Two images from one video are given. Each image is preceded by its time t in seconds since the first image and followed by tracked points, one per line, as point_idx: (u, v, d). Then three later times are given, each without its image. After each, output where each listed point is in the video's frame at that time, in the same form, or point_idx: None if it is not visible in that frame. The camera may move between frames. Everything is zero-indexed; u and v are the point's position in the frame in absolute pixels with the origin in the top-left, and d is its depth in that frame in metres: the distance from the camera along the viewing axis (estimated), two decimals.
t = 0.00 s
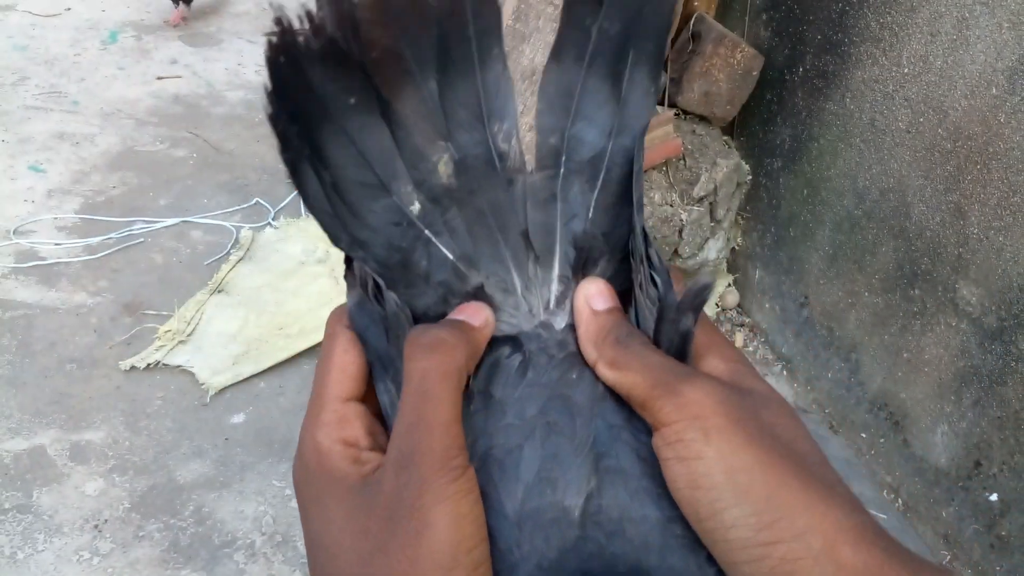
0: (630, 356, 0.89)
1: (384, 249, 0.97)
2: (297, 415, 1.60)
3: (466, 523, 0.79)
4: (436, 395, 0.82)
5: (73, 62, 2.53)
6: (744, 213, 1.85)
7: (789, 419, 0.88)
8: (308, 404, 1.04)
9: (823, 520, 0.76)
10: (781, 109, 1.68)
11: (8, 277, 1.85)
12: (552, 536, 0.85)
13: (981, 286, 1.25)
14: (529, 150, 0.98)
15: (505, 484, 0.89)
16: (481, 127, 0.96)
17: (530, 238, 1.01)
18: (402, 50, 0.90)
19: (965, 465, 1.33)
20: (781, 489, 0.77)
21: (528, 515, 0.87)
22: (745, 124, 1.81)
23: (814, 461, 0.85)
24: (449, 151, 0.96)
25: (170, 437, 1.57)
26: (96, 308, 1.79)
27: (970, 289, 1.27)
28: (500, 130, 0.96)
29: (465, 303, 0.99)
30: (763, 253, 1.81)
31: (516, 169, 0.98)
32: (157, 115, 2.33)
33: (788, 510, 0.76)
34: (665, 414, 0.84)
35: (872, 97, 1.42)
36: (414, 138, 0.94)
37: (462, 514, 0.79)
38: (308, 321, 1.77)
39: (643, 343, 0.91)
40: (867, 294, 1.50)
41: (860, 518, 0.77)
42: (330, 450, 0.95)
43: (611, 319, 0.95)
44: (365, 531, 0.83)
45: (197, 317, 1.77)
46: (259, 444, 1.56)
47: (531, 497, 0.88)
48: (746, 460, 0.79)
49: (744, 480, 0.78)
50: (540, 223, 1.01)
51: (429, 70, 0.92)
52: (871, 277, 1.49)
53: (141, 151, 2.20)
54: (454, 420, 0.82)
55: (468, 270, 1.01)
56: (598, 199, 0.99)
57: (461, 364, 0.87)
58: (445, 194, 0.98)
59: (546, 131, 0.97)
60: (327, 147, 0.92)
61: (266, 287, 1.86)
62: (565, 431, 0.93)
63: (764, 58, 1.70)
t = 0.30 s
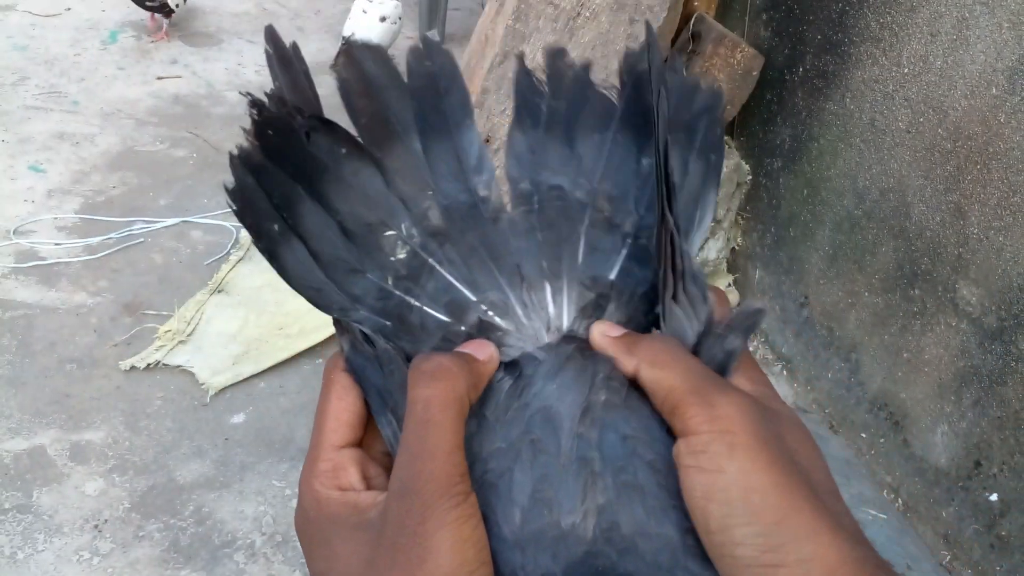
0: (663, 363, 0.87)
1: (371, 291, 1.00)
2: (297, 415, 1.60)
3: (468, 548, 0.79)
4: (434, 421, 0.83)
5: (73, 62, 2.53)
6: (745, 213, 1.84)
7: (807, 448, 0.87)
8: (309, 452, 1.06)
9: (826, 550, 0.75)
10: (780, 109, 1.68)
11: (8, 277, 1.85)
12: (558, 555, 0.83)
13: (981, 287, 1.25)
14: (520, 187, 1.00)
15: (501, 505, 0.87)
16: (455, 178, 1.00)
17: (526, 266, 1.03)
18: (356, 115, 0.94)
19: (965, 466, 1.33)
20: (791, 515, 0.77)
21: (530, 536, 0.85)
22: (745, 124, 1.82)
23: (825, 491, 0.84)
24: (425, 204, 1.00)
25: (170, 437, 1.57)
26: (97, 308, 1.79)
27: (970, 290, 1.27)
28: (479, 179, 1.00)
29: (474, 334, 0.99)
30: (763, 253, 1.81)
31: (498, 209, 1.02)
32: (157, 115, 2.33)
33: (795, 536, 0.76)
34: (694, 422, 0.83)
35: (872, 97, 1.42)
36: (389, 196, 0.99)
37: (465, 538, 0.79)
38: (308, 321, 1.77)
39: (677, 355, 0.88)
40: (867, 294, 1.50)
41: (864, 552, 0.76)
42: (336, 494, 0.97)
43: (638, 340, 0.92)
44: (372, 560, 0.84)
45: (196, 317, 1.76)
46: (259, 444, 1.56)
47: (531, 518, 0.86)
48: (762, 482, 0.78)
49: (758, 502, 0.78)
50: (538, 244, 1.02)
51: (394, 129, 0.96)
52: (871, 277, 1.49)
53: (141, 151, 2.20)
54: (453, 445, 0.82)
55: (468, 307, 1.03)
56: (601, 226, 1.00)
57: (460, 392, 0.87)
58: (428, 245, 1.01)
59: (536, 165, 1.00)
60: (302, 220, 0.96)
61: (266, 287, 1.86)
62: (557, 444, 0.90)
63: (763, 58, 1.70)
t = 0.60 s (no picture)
0: (683, 347, 0.87)
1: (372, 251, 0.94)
2: (296, 415, 1.60)
3: (486, 538, 0.82)
4: (459, 406, 0.83)
5: (73, 62, 2.53)
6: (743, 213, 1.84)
7: (830, 438, 0.87)
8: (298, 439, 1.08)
9: (831, 547, 0.78)
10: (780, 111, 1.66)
11: (8, 277, 1.85)
12: (569, 526, 0.86)
13: (981, 287, 1.25)
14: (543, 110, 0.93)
15: (508, 481, 0.89)
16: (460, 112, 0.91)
17: (556, 212, 0.96)
18: (311, 65, 0.85)
19: (964, 466, 1.32)
20: (799, 509, 0.79)
21: (538, 509, 0.87)
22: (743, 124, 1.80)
23: (844, 484, 0.85)
24: (429, 151, 0.92)
25: (171, 437, 1.57)
26: (97, 308, 1.79)
27: (970, 289, 1.27)
28: (506, 100, 0.92)
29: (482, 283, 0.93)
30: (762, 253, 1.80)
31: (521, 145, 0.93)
32: (157, 115, 2.33)
33: (801, 530, 0.78)
34: (704, 408, 0.85)
35: (872, 97, 1.43)
36: (383, 150, 0.91)
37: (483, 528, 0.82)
38: (309, 321, 1.77)
39: (701, 342, 0.88)
40: (867, 294, 1.50)
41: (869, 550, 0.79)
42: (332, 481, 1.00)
43: (671, 313, 0.90)
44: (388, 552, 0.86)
45: (196, 317, 1.76)
46: (259, 444, 1.56)
47: (538, 490, 0.88)
48: (774, 472, 0.80)
49: (766, 492, 0.80)
50: (567, 195, 0.96)
51: (359, 88, 0.87)
52: (871, 277, 1.49)
53: (141, 151, 2.20)
54: (475, 432, 0.83)
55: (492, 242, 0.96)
56: (647, 169, 0.95)
57: (486, 377, 0.86)
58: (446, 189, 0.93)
59: (585, 97, 0.93)
60: (291, 218, 0.90)
61: (266, 286, 1.86)
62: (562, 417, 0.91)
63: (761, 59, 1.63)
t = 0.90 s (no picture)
0: (732, 371, 0.80)
1: (419, 279, 0.84)
2: (298, 414, 1.61)
3: (516, 564, 0.76)
4: (500, 427, 0.78)
5: (75, 64, 2.54)
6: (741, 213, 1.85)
7: (874, 474, 0.79)
8: (330, 454, 1.08)
9: None
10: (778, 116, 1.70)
11: (11, 278, 1.86)
12: (605, 542, 0.79)
13: (978, 287, 1.25)
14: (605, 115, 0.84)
15: (539, 501, 0.82)
16: (519, 118, 0.81)
17: (610, 224, 0.87)
18: (363, 90, 0.72)
19: (962, 465, 1.32)
20: (844, 544, 0.70)
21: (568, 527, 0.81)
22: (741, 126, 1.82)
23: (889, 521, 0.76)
24: (490, 163, 0.82)
25: (173, 436, 1.58)
26: (99, 308, 1.80)
27: (967, 289, 1.28)
28: (569, 107, 0.82)
29: (521, 306, 0.83)
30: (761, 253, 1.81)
31: (587, 151, 0.84)
32: (159, 116, 2.34)
33: (844, 567, 0.69)
34: (752, 435, 0.77)
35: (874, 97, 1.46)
36: (435, 166, 0.81)
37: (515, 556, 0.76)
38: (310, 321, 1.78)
39: (755, 373, 0.80)
40: (864, 294, 1.52)
41: None
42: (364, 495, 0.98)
43: (725, 335, 0.83)
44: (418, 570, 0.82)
45: (198, 317, 1.77)
46: (261, 443, 1.57)
47: (569, 508, 0.81)
48: (818, 502, 0.72)
49: (810, 524, 0.72)
50: (628, 208, 0.87)
51: (402, 94, 0.75)
52: (869, 277, 1.51)
53: (143, 152, 2.22)
54: (517, 455, 0.78)
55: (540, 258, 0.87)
56: (704, 183, 0.87)
57: (535, 404, 0.80)
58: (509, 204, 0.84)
59: (650, 103, 0.85)
60: (342, 269, 0.79)
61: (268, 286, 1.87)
62: (597, 435, 0.84)
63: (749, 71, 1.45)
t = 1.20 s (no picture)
0: (752, 363, 0.86)
1: (434, 275, 0.89)
2: (295, 417, 1.58)
3: (527, 560, 0.81)
4: (514, 426, 0.84)
5: (69, 60, 2.51)
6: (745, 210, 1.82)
7: (891, 470, 0.85)
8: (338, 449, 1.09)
9: None
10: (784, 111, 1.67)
11: (4, 277, 1.84)
12: (621, 534, 0.85)
13: (985, 287, 1.23)
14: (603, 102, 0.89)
15: (550, 494, 0.88)
16: (530, 104, 0.87)
17: (628, 211, 0.94)
18: (364, 86, 0.76)
19: (968, 467, 1.29)
20: (860, 538, 0.76)
21: (583, 520, 0.86)
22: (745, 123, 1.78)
23: (902, 519, 0.82)
24: (501, 149, 0.88)
25: (168, 438, 1.55)
26: (93, 308, 1.77)
27: (974, 289, 1.25)
28: (580, 90, 0.88)
29: (535, 299, 0.88)
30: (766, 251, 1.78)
31: (594, 136, 0.90)
32: (154, 113, 2.31)
33: (860, 561, 0.75)
34: (772, 427, 0.82)
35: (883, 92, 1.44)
36: (446, 159, 0.86)
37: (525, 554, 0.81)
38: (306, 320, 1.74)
39: (770, 360, 0.87)
40: (870, 293, 1.49)
41: None
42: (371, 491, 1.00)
43: (745, 327, 0.89)
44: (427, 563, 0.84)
45: (193, 317, 1.75)
46: (257, 445, 1.54)
47: (583, 501, 0.87)
48: (836, 499, 0.77)
49: (826, 519, 0.77)
50: (646, 190, 0.93)
51: (407, 93, 0.79)
52: (874, 277, 1.48)
53: (138, 150, 2.19)
54: (529, 451, 0.84)
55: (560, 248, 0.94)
56: (724, 167, 0.93)
57: (549, 396, 0.86)
58: (529, 186, 0.91)
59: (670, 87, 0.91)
60: (354, 279, 0.84)
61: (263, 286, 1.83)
62: (615, 426, 0.90)
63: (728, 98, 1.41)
